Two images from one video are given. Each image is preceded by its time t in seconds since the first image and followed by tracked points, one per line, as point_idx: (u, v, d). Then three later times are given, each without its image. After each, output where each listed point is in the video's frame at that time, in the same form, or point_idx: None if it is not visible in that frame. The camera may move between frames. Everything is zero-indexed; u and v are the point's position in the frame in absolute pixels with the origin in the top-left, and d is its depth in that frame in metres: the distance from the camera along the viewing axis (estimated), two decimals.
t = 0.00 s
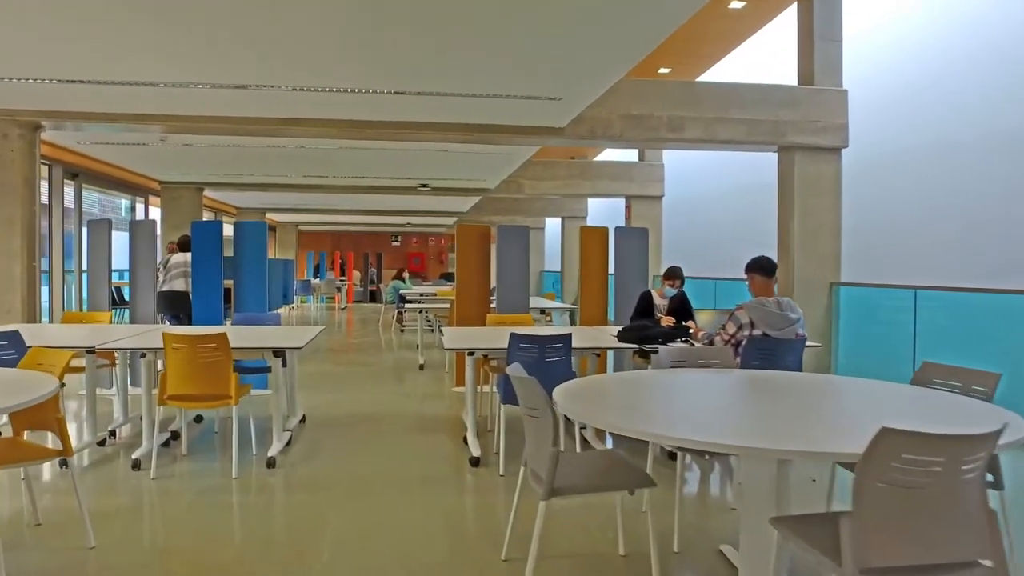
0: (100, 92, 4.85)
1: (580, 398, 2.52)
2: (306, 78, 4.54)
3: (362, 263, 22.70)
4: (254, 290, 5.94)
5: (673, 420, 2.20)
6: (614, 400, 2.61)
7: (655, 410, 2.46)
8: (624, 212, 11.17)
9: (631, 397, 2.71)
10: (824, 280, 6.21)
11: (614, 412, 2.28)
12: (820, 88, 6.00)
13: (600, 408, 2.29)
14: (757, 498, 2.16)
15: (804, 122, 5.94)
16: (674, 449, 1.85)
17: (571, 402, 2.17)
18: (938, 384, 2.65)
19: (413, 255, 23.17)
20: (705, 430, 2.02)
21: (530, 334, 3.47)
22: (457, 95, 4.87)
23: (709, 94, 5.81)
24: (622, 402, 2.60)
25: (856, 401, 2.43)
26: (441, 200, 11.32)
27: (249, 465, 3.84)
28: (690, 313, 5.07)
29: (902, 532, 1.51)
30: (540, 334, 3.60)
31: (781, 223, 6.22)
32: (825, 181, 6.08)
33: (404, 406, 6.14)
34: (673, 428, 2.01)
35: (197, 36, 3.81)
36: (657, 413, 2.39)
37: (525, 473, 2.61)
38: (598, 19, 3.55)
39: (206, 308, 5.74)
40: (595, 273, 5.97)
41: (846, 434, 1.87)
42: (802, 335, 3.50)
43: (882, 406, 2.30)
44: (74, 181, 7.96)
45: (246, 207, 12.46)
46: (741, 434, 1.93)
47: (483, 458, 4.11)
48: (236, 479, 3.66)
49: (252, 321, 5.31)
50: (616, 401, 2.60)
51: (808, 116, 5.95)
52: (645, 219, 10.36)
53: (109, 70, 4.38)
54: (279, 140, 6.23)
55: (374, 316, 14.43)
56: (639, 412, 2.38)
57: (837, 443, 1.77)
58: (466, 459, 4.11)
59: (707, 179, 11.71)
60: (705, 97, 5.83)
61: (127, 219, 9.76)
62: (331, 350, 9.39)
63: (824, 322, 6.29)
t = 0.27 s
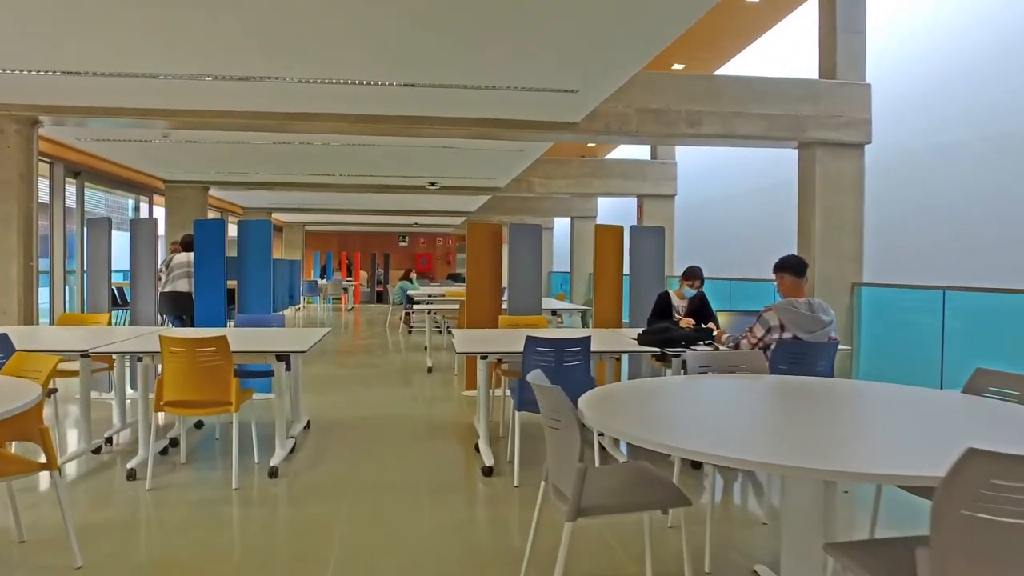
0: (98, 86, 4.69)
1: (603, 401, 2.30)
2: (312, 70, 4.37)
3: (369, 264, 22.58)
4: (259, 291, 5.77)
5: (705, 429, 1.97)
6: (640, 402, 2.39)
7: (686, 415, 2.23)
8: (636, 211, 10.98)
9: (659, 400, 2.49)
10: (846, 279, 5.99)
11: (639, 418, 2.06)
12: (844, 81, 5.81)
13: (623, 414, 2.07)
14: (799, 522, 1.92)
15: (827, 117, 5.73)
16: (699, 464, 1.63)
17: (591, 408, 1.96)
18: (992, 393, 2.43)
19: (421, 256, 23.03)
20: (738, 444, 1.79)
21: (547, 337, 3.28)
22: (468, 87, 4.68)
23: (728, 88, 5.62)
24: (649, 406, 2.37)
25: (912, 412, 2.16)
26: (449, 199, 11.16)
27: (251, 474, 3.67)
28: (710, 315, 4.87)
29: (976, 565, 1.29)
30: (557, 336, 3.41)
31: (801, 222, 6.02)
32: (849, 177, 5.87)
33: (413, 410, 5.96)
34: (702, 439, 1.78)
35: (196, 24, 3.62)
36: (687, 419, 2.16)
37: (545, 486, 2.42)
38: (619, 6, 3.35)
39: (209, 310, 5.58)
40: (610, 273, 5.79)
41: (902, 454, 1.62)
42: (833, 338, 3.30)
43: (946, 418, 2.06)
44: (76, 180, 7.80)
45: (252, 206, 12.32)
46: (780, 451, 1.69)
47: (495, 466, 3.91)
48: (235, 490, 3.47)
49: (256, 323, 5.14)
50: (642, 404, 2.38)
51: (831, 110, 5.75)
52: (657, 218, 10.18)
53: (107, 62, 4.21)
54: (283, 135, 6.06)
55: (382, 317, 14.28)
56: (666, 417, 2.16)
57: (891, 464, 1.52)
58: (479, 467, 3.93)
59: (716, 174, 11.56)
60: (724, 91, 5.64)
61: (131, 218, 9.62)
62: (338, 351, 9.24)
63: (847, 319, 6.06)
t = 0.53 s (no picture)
0: (94, 80, 4.53)
1: (631, 413, 2.16)
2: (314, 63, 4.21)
3: (375, 264, 22.44)
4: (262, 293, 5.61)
5: (738, 445, 1.80)
6: (671, 415, 2.23)
7: (719, 429, 2.06)
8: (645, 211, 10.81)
9: (692, 411, 2.32)
10: (866, 280, 5.80)
11: (666, 432, 1.90)
12: (865, 75, 5.62)
13: (648, 428, 1.92)
14: (842, 547, 1.73)
15: (847, 112, 5.55)
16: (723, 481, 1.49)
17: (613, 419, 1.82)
18: None
19: (426, 256, 22.88)
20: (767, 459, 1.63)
21: (560, 340, 3.13)
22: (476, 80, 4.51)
23: (744, 82, 5.45)
24: (681, 418, 2.22)
25: (971, 422, 1.95)
26: (456, 198, 11.00)
27: (251, 482, 3.51)
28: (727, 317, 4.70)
29: None
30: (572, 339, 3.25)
31: (820, 220, 5.83)
32: (869, 175, 5.68)
33: (419, 413, 5.81)
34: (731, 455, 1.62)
35: (192, 13, 3.47)
36: (720, 433, 2.00)
37: (564, 500, 2.26)
38: None
39: (210, 311, 5.43)
40: (622, 273, 5.63)
41: (956, 469, 1.43)
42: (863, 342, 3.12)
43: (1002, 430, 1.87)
44: (77, 178, 7.67)
45: (256, 206, 12.19)
46: (816, 469, 1.51)
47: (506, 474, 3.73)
48: (233, 500, 3.29)
49: (258, 325, 4.98)
50: (672, 416, 2.22)
51: (851, 105, 5.56)
52: (667, 218, 10.00)
53: (102, 54, 4.05)
54: (286, 132, 5.90)
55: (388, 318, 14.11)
56: (697, 431, 1.99)
57: (940, 485, 1.35)
58: (489, 476, 3.75)
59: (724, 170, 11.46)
60: (740, 85, 5.47)
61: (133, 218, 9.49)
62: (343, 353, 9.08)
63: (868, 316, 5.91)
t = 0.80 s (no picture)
0: (90, 74, 4.36)
1: (672, 427, 2.00)
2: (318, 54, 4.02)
3: (381, 264, 22.28)
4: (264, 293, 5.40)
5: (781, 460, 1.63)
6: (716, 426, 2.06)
7: (763, 441, 1.89)
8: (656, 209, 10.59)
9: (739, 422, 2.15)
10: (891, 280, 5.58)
11: (701, 447, 1.75)
12: (890, 67, 5.41)
13: (682, 443, 1.76)
14: None
15: (871, 106, 5.34)
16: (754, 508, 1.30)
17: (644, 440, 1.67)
18: None
19: (433, 256, 22.71)
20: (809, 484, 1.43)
21: (578, 346, 2.93)
22: (487, 72, 4.31)
23: (764, 76, 5.24)
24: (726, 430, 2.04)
25: None
26: (463, 197, 10.81)
27: (249, 493, 3.32)
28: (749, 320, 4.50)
29: None
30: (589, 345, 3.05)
31: (843, 219, 5.62)
32: (894, 171, 5.47)
33: (425, 418, 5.61)
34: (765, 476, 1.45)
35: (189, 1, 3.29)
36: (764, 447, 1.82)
37: (588, 522, 2.08)
38: None
39: (210, 314, 5.24)
40: (637, 274, 5.45)
41: None
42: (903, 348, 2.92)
43: None
44: (76, 177, 7.51)
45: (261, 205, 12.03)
46: (856, 490, 1.33)
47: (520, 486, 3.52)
48: (230, 514, 3.09)
49: (259, 328, 4.79)
50: (715, 429, 2.06)
51: (876, 99, 5.35)
52: (679, 217, 9.79)
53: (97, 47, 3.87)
54: (290, 127, 5.72)
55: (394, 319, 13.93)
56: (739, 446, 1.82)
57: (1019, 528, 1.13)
58: (501, 488, 3.54)
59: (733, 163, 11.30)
60: (761, 78, 5.26)
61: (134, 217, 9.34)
62: (348, 355, 8.89)
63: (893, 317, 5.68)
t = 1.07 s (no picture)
0: (80, 66, 4.17)
1: (711, 442, 1.83)
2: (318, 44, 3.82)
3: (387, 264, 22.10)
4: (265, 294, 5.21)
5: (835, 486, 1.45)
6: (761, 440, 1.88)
7: (815, 457, 1.70)
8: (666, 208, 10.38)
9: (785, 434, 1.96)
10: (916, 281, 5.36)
11: (743, 465, 1.57)
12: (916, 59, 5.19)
13: (721, 463, 1.59)
14: None
15: (896, 99, 5.12)
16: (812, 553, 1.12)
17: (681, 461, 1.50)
18: None
19: (439, 256, 22.52)
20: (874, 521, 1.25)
21: (596, 351, 2.72)
22: (495, 64, 4.11)
23: (784, 67, 5.03)
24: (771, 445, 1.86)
25: None
26: (470, 195, 10.61)
27: (243, 507, 3.12)
28: (772, 323, 4.28)
29: None
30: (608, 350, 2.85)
31: (866, 216, 5.39)
32: (919, 166, 5.25)
33: (431, 424, 5.41)
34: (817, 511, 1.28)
35: None
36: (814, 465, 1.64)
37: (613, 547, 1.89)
38: None
39: (208, 315, 5.05)
40: (651, 274, 5.24)
41: None
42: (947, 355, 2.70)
43: None
44: (76, 174, 7.38)
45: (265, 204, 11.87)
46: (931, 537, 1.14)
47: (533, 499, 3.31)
48: (224, 531, 2.89)
49: (259, 330, 4.60)
50: (758, 442, 1.88)
51: (900, 92, 5.13)
52: (691, 216, 9.57)
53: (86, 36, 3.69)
54: (292, 122, 5.53)
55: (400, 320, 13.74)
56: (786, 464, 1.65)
57: None
58: (513, 502, 3.33)
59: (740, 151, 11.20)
60: (782, 69, 5.04)
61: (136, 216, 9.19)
62: (353, 357, 8.70)
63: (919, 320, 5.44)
